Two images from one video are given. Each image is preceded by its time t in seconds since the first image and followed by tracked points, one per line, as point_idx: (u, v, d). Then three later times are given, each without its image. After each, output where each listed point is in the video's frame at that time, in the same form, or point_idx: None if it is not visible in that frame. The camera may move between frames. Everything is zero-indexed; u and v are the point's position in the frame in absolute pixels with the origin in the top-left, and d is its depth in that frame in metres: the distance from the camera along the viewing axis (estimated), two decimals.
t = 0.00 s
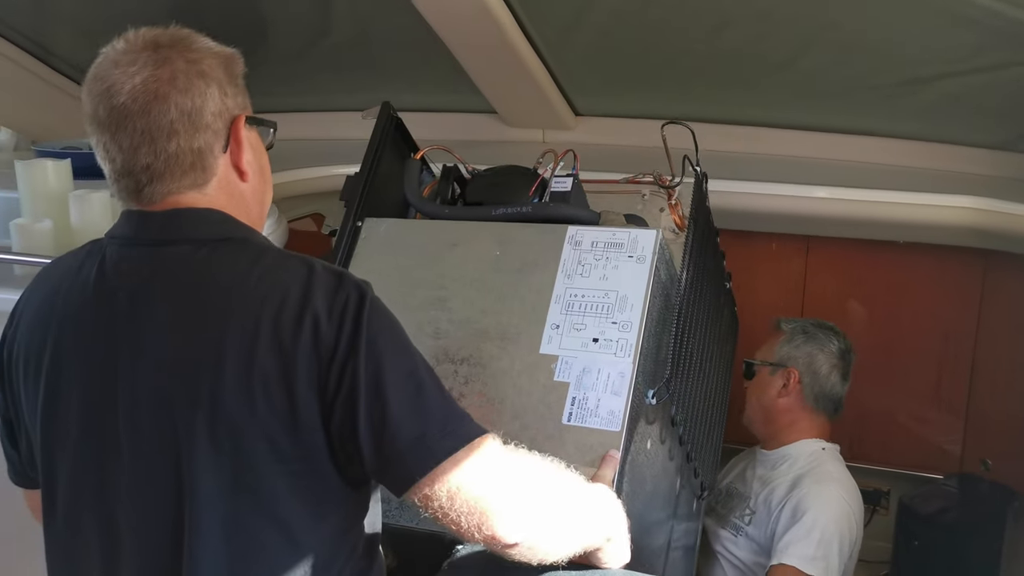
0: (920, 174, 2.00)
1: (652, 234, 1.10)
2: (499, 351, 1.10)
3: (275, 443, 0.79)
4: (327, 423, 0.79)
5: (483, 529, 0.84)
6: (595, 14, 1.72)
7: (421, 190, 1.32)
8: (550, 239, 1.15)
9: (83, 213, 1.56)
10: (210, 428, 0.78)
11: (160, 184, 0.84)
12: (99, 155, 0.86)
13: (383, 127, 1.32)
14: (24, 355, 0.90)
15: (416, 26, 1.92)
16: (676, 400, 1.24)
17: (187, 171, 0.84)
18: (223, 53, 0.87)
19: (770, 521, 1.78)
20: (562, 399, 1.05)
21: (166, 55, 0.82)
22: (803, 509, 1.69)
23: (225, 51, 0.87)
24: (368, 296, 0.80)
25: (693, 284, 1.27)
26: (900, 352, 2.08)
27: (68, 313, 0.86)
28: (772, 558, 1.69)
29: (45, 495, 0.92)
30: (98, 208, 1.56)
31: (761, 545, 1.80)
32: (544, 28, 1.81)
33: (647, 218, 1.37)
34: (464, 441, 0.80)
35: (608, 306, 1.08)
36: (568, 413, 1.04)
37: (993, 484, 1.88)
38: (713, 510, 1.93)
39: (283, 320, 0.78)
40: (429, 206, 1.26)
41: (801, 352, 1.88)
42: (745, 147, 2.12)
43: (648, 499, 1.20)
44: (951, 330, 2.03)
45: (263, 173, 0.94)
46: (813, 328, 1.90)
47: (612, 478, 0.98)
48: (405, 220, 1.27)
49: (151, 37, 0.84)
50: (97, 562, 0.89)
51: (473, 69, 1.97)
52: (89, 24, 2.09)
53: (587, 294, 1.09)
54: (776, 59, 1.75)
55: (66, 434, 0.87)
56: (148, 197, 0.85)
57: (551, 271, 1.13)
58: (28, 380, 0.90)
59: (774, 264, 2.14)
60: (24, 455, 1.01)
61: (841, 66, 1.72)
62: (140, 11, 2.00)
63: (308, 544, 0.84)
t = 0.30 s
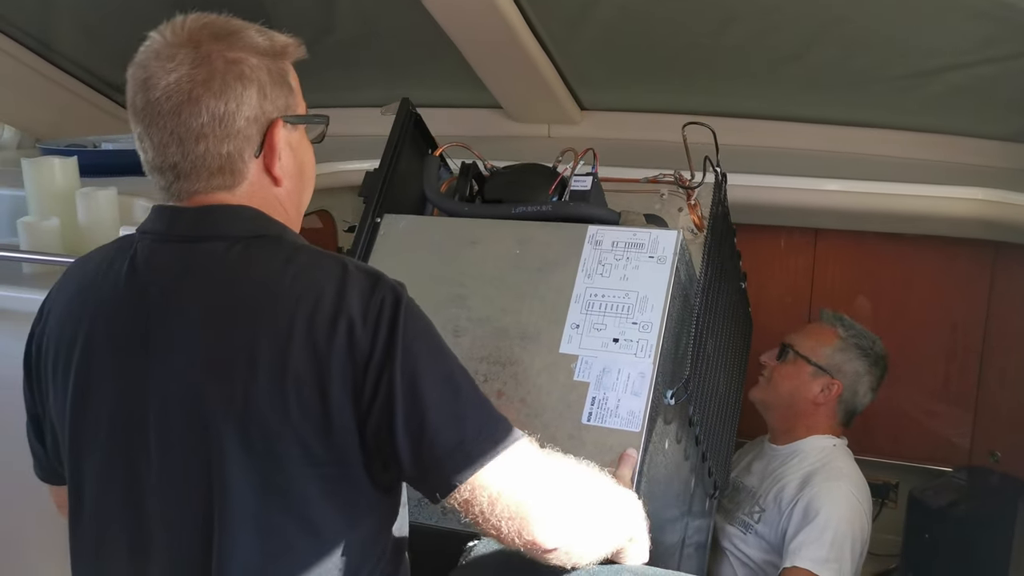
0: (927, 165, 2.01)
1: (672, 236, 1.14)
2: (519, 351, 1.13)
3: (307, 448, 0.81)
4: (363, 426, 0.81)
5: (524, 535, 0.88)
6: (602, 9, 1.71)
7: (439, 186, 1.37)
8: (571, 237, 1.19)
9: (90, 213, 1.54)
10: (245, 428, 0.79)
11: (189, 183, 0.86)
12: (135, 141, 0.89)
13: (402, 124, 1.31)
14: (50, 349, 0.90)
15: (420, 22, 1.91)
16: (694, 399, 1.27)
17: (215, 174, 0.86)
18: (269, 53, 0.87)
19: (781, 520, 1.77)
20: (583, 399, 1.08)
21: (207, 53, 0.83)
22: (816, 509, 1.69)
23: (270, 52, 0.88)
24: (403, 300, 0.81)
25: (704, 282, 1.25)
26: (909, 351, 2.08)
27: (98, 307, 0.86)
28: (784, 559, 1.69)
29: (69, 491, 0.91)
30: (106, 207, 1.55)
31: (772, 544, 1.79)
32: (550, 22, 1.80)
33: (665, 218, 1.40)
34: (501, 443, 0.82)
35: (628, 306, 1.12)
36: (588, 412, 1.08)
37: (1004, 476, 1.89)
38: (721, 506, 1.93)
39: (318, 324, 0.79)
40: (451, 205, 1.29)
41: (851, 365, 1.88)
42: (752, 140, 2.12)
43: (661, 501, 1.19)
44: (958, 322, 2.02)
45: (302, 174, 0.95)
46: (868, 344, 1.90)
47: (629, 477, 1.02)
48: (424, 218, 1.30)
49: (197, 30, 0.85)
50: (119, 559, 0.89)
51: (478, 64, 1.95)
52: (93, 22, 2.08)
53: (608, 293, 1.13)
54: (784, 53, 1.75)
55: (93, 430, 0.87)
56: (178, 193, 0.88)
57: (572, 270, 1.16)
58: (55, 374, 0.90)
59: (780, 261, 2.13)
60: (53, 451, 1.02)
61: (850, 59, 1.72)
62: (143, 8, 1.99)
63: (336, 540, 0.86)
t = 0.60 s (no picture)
0: (927, 165, 2.01)
1: (679, 242, 1.18)
2: (526, 354, 1.17)
3: (321, 453, 0.82)
4: (379, 430, 0.82)
5: (543, 537, 0.89)
6: (604, 9, 1.71)
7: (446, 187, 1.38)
8: (580, 241, 1.23)
9: (93, 212, 1.54)
10: (261, 432, 0.80)
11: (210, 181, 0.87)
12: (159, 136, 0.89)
13: (410, 126, 1.36)
14: (64, 351, 0.90)
15: (422, 22, 1.91)
16: (699, 404, 1.29)
17: (237, 174, 0.86)
18: (299, 57, 0.88)
19: (790, 523, 1.77)
20: (590, 404, 1.13)
21: (238, 54, 0.84)
22: (825, 512, 1.70)
23: (301, 56, 0.88)
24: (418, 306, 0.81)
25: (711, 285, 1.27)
26: (911, 351, 2.08)
27: (113, 309, 0.86)
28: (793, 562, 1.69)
29: (81, 493, 0.92)
30: (109, 207, 1.55)
31: (780, 546, 1.79)
32: (551, 22, 1.80)
33: (672, 221, 1.46)
34: (519, 445, 0.83)
35: (636, 312, 1.16)
36: (596, 418, 1.12)
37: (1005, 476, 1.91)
38: (728, 505, 1.92)
39: (334, 328, 0.79)
40: (458, 207, 1.32)
41: (873, 377, 1.90)
42: (754, 140, 2.12)
43: (666, 503, 1.20)
44: (961, 324, 2.02)
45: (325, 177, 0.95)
46: (888, 356, 1.91)
47: (638, 481, 1.06)
48: (432, 221, 1.34)
49: (229, 30, 0.86)
50: (130, 560, 0.89)
51: (480, 64, 1.95)
52: (95, 22, 2.08)
53: (615, 299, 1.17)
54: (785, 53, 1.75)
55: (107, 432, 0.88)
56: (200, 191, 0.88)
57: (580, 275, 1.20)
58: (69, 376, 0.91)
59: (782, 263, 2.14)
60: (65, 452, 1.02)
61: (851, 59, 1.72)
62: (144, 8, 1.99)
63: (346, 541, 0.87)
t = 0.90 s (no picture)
0: (927, 165, 2.01)
1: (682, 246, 1.19)
2: (528, 357, 1.18)
3: (330, 450, 0.82)
4: (389, 426, 0.82)
5: (547, 537, 0.89)
6: (604, 9, 1.71)
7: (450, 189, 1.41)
8: (584, 245, 1.24)
9: (94, 211, 1.55)
10: (271, 427, 0.81)
11: (226, 168, 0.86)
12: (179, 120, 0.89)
13: (414, 128, 1.37)
14: (73, 348, 0.90)
15: (422, 21, 1.91)
16: (700, 408, 1.29)
17: (254, 164, 0.86)
18: (331, 62, 0.90)
19: (796, 526, 1.78)
20: (593, 408, 1.14)
21: (272, 47, 0.86)
22: (831, 515, 1.70)
23: (333, 61, 0.90)
24: (429, 306, 0.82)
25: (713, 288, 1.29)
26: (909, 352, 2.08)
27: (121, 307, 0.86)
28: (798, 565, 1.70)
29: (87, 491, 0.91)
30: (110, 207, 1.55)
31: (786, 549, 1.80)
32: (551, 22, 1.79)
33: (675, 224, 1.47)
34: (524, 439, 0.84)
35: (639, 316, 1.17)
36: (598, 422, 1.13)
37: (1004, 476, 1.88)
38: (730, 506, 1.92)
39: (346, 326, 0.80)
40: (461, 209, 1.34)
41: (875, 375, 1.91)
42: (754, 141, 2.12)
43: (666, 503, 1.20)
44: (959, 324, 2.03)
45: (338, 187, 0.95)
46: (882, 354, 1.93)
47: (639, 486, 1.07)
48: (435, 223, 1.34)
49: (265, 25, 0.88)
50: (136, 556, 0.89)
51: (480, 63, 1.95)
52: (95, 21, 2.08)
53: (618, 303, 1.18)
54: (786, 53, 1.75)
55: (116, 429, 0.88)
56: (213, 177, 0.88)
57: (584, 278, 1.21)
58: (77, 373, 0.91)
59: (782, 264, 2.14)
60: (70, 449, 1.02)
61: (852, 59, 1.72)
62: (144, 8, 1.99)
63: (352, 535, 0.87)
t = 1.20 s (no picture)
0: (925, 166, 2.02)
1: (679, 249, 1.21)
2: (529, 360, 1.19)
3: (337, 446, 0.83)
4: (392, 423, 0.83)
5: (544, 536, 0.90)
6: (603, 10, 1.72)
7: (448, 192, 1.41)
8: (583, 247, 1.25)
9: (94, 212, 1.55)
10: (278, 424, 0.81)
11: (241, 165, 0.85)
12: (178, 127, 0.85)
13: (410, 132, 1.38)
14: (73, 351, 0.91)
15: (422, 21, 1.91)
16: (697, 411, 1.31)
17: (271, 157, 0.86)
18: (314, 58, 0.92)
19: (792, 528, 1.78)
20: (592, 411, 1.15)
21: (271, 42, 0.86)
22: (827, 516, 1.70)
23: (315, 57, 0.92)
24: (432, 304, 0.82)
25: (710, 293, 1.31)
26: (906, 353, 2.09)
27: (121, 309, 0.87)
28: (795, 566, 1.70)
29: (89, 494, 0.92)
30: (110, 207, 1.55)
31: (782, 551, 1.80)
32: (551, 22, 1.80)
33: (671, 227, 1.48)
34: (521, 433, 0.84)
35: (638, 319, 1.19)
36: (597, 425, 1.15)
37: (1002, 476, 1.87)
38: (727, 509, 1.93)
39: (352, 324, 0.81)
40: (460, 214, 1.35)
41: (870, 377, 1.90)
42: (753, 141, 2.13)
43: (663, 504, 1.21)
44: (958, 323, 2.03)
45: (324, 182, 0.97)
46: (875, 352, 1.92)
47: (639, 487, 1.08)
48: (434, 225, 1.35)
49: (253, 25, 0.87)
50: (138, 557, 0.90)
51: (481, 63, 1.95)
52: (96, 21, 2.08)
53: (617, 306, 1.19)
54: (785, 53, 1.75)
55: (117, 429, 0.88)
56: (225, 176, 0.86)
57: (582, 281, 1.23)
58: (77, 375, 0.91)
59: (781, 265, 2.14)
60: (69, 452, 1.03)
61: (851, 60, 1.72)
62: (145, 8, 1.99)
63: (359, 531, 0.88)
